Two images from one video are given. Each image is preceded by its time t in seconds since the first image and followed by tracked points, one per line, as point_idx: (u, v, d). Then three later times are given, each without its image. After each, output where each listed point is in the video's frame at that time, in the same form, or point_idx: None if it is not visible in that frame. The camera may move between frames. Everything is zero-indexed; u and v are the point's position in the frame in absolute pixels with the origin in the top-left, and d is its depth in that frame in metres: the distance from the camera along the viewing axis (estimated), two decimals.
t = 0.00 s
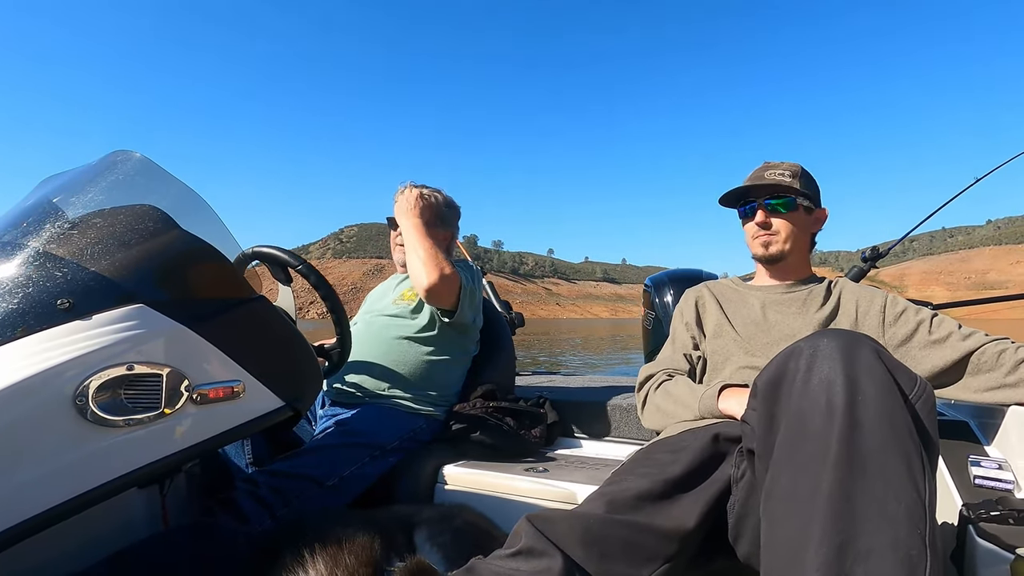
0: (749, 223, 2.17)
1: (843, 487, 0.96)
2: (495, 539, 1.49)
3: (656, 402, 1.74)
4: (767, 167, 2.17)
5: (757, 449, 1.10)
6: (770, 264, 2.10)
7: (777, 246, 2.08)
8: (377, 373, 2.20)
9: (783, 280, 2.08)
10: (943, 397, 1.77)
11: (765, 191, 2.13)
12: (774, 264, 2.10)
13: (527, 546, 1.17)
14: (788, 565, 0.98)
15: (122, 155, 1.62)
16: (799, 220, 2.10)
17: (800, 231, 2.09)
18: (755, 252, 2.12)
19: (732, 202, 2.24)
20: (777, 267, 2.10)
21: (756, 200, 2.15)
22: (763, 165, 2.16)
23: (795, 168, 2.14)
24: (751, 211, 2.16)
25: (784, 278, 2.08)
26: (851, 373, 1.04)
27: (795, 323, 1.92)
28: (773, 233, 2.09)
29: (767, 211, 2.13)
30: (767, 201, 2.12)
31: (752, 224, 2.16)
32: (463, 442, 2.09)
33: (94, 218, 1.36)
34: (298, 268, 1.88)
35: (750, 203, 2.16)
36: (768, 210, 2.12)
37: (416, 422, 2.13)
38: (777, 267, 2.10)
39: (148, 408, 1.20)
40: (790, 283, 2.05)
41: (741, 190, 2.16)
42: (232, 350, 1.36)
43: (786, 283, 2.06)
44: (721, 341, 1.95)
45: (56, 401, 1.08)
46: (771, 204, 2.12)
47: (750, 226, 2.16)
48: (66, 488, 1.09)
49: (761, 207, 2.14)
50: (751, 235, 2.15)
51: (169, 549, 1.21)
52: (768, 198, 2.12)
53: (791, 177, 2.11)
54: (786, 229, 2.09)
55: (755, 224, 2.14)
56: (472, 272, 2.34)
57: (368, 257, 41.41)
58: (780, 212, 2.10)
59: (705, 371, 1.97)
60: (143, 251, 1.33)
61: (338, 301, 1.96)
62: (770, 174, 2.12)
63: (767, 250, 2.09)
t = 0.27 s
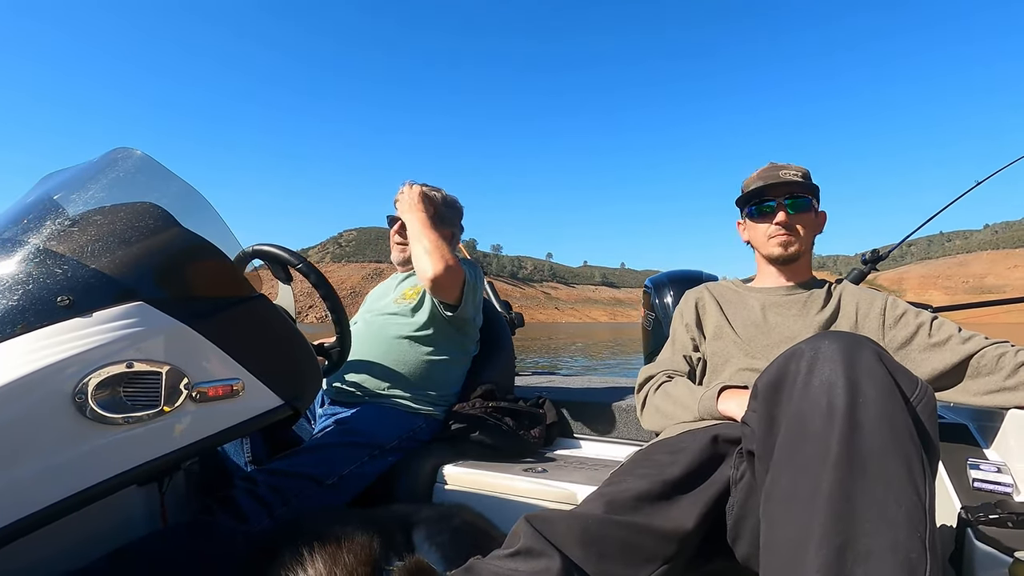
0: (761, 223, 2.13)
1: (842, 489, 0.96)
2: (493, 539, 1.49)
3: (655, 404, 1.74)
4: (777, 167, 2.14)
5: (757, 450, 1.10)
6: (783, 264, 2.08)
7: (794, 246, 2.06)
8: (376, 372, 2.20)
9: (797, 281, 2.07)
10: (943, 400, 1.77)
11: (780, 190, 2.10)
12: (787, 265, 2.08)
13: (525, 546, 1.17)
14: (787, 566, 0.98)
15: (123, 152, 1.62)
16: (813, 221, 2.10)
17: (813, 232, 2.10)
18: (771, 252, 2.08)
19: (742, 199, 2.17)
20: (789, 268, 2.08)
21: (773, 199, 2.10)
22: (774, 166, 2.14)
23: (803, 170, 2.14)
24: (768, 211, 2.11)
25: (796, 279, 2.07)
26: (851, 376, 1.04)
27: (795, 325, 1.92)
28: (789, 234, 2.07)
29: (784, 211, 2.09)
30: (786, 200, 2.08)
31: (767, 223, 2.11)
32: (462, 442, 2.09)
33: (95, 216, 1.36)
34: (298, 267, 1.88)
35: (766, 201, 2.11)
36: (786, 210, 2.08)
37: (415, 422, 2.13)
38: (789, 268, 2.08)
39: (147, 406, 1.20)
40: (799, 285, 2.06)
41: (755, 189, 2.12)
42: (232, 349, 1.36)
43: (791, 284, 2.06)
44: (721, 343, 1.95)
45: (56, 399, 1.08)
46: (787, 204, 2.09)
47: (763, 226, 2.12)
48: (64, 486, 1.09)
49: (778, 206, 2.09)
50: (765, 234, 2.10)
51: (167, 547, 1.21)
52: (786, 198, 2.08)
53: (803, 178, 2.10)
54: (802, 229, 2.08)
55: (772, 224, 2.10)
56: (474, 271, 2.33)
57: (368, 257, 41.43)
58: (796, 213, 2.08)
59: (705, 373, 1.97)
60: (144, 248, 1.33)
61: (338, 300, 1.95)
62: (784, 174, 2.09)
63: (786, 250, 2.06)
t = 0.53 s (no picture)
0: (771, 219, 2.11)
1: (844, 486, 0.96)
2: (496, 539, 1.49)
3: (656, 403, 1.74)
4: (785, 164, 2.12)
5: (758, 448, 1.10)
6: (792, 262, 2.07)
7: (802, 243, 2.05)
8: (377, 374, 2.20)
9: (801, 278, 2.07)
10: (944, 395, 1.77)
11: (791, 187, 2.08)
12: (794, 262, 2.07)
13: (528, 546, 1.17)
14: (790, 564, 0.98)
15: (122, 156, 1.62)
16: (818, 219, 2.11)
17: (817, 230, 2.11)
18: (780, 249, 2.06)
19: (750, 194, 2.14)
20: (796, 266, 2.07)
21: (785, 195, 2.08)
22: (783, 163, 2.12)
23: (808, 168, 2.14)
24: (779, 208, 2.09)
25: (803, 277, 2.07)
26: (852, 373, 1.04)
27: (795, 323, 1.92)
28: (798, 231, 2.06)
29: (795, 208, 2.08)
30: (797, 197, 2.07)
31: (777, 219, 2.09)
32: (463, 443, 2.09)
33: (94, 220, 1.36)
34: (297, 269, 1.88)
35: (777, 198, 2.09)
36: (798, 207, 2.07)
37: (416, 423, 2.13)
38: (796, 265, 2.07)
39: (148, 410, 1.20)
40: (802, 282, 2.06)
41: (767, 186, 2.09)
42: (232, 352, 1.36)
43: (793, 281, 2.06)
44: (721, 341, 1.95)
45: (57, 404, 1.08)
46: (797, 201, 2.08)
47: (773, 223, 2.09)
48: (66, 491, 1.09)
49: (789, 202, 2.08)
50: (775, 230, 2.08)
51: (170, 551, 1.21)
52: (797, 195, 2.07)
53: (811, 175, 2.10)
54: (810, 227, 2.08)
55: (783, 221, 2.07)
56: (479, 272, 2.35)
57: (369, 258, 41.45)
58: (806, 210, 2.08)
59: (706, 371, 1.97)
60: (144, 252, 1.33)
61: (338, 302, 1.96)
62: (795, 171, 2.08)
63: (795, 248, 2.05)
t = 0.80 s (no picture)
0: (777, 214, 2.10)
1: (847, 480, 0.96)
2: (500, 540, 1.49)
3: (658, 400, 1.74)
4: (789, 159, 2.13)
5: (760, 443, 1.10)
6: (796, 257, 2.07)
7: (807, 238, 2.05)
8: (378, 376, 2.20)
9: (802, 274, 2.07)
10: (946, 387, 1.77)
11: (796, 182, 2.08)
12: (798, 257, 2.07)
13: (533, 546, 1.18)
14: (795, 559, 0.97)
15: (120, 164, 1.62)
16: (820, 216, 2.11)
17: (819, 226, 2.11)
18: (785, 243, 2.06)
19: (754, 188, 2.14)
20: (799, 260, 2.07)
21: (789, 190, 2.08)
22: (787, 158, 2.12)
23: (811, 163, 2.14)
24: (785, 202, 2.09)
25: (805, 271, 2.08)
26: (853, 366, 1.04)
27: (795, 317, 1.92)
28: (803, 225, 2.06)
29: (798, 202, 2.08)
30: (801, 192, 2.07)
31: (781, 213, 2.09)
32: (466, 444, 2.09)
33: (93, 228, 1.36)
34: (297, 273, 1.88)
35: (782, 193, 2.09)
36: (802, 202, 2.07)
37: (418, 425, 2.13)
38: (799, 260, 2.07)
39: (151, 417, 1.20)
40: (803, 277, 2.06)
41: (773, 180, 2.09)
42: (233, 357, 1.36)
43: (794, 276, 2.06)
44: (722, 337, 1.94)
45: (59, 412, 1.09)
46: (802, 195, 2.08)
47: (778, 217, 2.09)
48: (70, 499, 1.09)
49: (793, 197, 2.08)
50: (779, 225, 2.08)
51: (176, 557, 1.21)
52: (802, 189, 2.07)
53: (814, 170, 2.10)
54: (813, 223, 2.08)
55: (789, 215, 2.07)
56: (479, 272, 2.34)
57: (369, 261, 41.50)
58: (809, 206, 2.08)
59: (706, 368, 1.96)
60: (143, 259, 1.33)
61: (338, 305, 1.96)
62: (800, 165, 2.08)
63: (797, 243, 2.04)
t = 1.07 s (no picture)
0: (776, 210, 2.10)
1: (848, 475, 0.96)
2: (504, 540, 1.49)
3: (659, 398, 1.74)
4: (788, 154, 2.12)
5: (761, 440, 1.10)
6: (794, 253, 2.07)
7: (805, 234, 2.05)
8: (379, 378, 2.20)
9: (802, 270, 2.07)
10: (946, 381, 1.76)
11: (795, 177, 2.08)
12: (796, 253, 2.07)
13: (536, 546, 1.18)
14: (797, 555, 0.97)
15: (118, 170, 1.62)
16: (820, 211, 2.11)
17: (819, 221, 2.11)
18: (783, 240, 2.06)
19: (753, 184, 2.14)
20: (797, 256, 2.07)
21: (788, 186, 2.08)
22: (786, 153, 2.12)
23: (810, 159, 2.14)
24: (784, 198, 2.08)
25: (803, 267, 2.07)
26: (852, 361, 1.04)
27: (794, 313, 1.92)
28: (802, 221, 2.06)
29: (798, 198, 2.08)
30: (800, 188, 2.07)
31: (781, 209, 2.09)
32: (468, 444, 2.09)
33: (92, 234, 1.37)
34: (297, 276, 1.88)
35: (781, 189, 2.09)
36: (802, 198, 2.07)
37: (420, 426, 2.13)
38: (798, 256, 2.07)
39: (152, 422, 1.20)
40: (802, 273, 2.06)
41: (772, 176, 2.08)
42: (234, 361, 1.36)
43: (793, 272, 2.05)
44: (722, 334, 1.94)
45: (61, 419, 1.09)
46: (801, 191, 2.07)
47: (778, 213, 2.09)
48: (73, 506, 1.09)
49: (793, 193, 2.08)
50: (778, 221, 2.08)
51: (180, 562, 1.22)
52: (801, 185, 2.07)
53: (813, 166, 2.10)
54: (813, 219, 2.08)
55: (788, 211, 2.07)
56: (478, 272, 2.35)
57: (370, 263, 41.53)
58: (808, 201, 2.08)
59: (707, 365, 1.96)
60: (142, 265, 1.34)
61: (338, 308, 1.96)
62: (799, 161, 2.08)
63: (797, 239, 2.04)
